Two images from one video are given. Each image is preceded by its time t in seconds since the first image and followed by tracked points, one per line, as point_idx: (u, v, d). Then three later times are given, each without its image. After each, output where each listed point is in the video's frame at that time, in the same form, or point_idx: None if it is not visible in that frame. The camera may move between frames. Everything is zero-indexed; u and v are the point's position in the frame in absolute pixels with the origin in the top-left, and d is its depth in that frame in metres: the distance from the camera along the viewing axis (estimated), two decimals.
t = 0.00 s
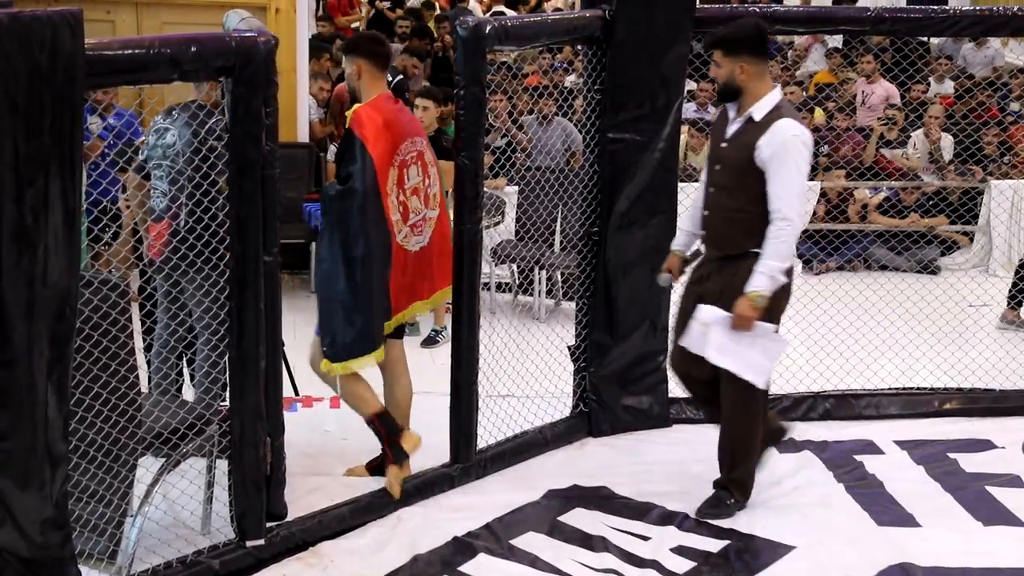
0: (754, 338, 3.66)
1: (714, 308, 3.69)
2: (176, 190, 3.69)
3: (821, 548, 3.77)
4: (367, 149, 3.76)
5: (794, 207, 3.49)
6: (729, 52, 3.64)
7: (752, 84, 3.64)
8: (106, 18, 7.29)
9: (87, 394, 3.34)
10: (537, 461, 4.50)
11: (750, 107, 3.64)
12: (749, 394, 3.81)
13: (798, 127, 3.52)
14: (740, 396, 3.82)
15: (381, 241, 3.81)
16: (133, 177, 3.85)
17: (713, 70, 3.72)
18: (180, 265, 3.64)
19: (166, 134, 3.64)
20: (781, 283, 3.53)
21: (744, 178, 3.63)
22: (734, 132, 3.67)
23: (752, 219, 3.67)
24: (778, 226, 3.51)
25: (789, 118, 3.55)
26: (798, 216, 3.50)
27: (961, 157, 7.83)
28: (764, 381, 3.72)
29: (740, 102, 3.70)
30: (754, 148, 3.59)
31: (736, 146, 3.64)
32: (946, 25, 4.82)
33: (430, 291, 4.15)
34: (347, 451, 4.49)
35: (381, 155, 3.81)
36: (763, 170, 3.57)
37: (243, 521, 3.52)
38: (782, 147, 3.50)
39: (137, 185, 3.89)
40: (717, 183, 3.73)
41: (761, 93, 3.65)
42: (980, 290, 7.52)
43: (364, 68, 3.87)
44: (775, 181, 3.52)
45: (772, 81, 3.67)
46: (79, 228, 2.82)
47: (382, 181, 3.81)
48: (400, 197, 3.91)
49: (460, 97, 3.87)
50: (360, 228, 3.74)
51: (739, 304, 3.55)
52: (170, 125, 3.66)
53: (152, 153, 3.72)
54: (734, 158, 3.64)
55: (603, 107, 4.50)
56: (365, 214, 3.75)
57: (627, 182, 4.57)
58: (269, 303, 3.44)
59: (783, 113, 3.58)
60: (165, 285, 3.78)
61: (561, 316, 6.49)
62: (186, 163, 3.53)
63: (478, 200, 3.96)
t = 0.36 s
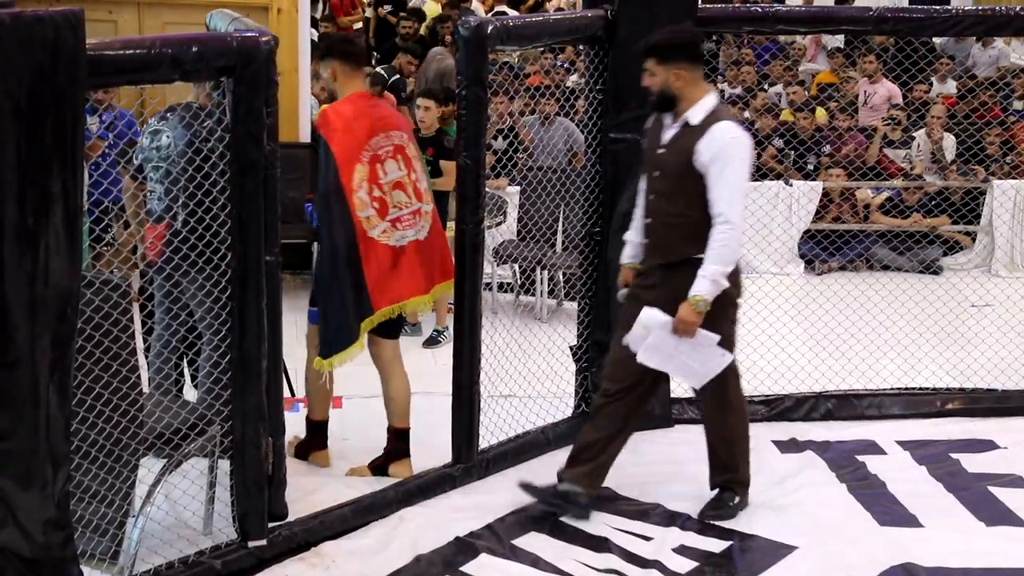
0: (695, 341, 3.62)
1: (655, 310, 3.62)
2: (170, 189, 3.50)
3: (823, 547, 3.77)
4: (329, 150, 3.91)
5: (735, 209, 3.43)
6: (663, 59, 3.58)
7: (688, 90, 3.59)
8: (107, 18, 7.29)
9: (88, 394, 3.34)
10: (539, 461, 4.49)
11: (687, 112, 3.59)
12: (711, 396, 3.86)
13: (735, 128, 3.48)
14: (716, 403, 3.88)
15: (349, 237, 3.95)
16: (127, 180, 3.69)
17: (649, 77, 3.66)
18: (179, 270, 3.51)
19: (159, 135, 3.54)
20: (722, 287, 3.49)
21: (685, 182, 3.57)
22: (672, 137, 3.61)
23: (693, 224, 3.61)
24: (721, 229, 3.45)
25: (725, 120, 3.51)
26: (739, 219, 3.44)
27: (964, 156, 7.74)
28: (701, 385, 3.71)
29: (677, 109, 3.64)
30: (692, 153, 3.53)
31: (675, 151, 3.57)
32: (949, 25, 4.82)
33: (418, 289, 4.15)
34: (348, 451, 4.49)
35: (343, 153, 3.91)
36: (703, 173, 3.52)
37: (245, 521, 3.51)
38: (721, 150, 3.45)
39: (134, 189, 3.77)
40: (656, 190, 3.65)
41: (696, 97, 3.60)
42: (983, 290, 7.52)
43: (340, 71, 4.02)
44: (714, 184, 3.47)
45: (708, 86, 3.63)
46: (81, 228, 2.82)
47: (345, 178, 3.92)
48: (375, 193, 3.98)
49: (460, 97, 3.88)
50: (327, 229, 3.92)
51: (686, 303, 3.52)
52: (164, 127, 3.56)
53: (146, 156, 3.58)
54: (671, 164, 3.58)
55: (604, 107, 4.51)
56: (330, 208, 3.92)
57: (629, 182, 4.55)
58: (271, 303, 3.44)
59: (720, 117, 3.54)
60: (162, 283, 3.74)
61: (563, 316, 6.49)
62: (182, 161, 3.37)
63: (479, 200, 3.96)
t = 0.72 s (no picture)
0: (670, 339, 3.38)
1: (615, 330, 3.41)
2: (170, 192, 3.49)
3: (826, 547, 3.76)
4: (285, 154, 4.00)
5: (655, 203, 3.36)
6: (565, 58, 3.46)
7: (592, 87, 3.46)
8: (109, 18, 7.30)
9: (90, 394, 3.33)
10: (541, 460, 4.50)
11: (592, 107, 3.45)
12: (614, 412, 3.58)
13: (642, 123, 3.39)
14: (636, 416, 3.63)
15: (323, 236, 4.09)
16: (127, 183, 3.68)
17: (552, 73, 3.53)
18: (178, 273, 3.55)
19: (157, 138, 3.51)
20: (666, 279, 3.35)
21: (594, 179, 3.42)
22: (579, 134, 3.47)
23: (603, 222, 3.48)
24: (642, 224, 3.34)
25: (629, 115, 3.40)
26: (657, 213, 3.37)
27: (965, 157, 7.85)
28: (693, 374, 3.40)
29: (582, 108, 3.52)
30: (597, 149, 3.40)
31: (582, 148, 3.43)
32: (951, 25, 4.81)
33: (393, 271, 4.34)
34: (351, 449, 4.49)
35: (303, 154, 4.01)
36: (612, 169, 3.39)
37: (248, 521, 3.52)
38: (629, 145, 3.35)
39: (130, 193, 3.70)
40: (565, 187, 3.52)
41: (600, 93, 3.47)
42: (985, 289, 7.51)
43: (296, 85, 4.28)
44: (626, 181, 3.37)
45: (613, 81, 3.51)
46: (83, 228, 2.82)
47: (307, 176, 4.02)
48: (341, 183, 4.10)
49: (462, 97, 3.87)
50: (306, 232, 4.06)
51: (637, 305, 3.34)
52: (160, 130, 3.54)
53: (141, 158, 3.55)
54: (578, 161, 3.44)
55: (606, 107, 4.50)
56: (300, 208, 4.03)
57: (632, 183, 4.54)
58: (274, 303, 3.44)
59: (625, 112, 3.43)
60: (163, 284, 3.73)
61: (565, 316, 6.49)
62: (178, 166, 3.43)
63: (482, 199, 3.96)
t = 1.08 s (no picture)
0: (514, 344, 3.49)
1: (472, 311, 3.53)
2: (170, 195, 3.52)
3: (829, 547, 3.76)
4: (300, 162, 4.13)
5: (551, 208, 3.32)
6: (503, 53, 3.51)
7: (523, 85, 3.48)
8: (111, 17, 7.30)
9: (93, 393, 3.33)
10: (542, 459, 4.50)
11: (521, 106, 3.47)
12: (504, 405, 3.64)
13: (558, 127, 3.35)
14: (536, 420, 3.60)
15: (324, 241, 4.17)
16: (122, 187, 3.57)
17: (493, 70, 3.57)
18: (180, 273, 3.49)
19: (155, 139, 3.58)
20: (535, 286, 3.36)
21: (506, 177, 3.43)
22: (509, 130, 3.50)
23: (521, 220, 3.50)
24: (532, 227, 3.33)
25: (548, 116, 3.38)
26: (552, 219, 3.33)
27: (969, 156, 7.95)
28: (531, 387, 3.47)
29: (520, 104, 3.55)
30: (511, 148, 3.40)
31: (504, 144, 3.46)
32: (953, 25, 4.81)
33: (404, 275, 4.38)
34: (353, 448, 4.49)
35: (318, 154, 4.12)
36: (520, 170, 3.39)
37: (250, 520, 3.52)
38: (537, 146, 3.32)
39: (126, 198, 3.59)
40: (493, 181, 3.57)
41: (535, 93, 3.49)
42: (987, 289, 7.50)
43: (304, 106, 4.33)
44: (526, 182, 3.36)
45: (550, 81, 3.50)
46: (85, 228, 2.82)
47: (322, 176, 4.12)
48: (353, 185, 4.17)
49: (464, 96, 3.86)
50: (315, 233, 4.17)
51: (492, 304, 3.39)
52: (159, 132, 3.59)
53: (138, 160, 3.63)
54: (500, 157, 3.46)
55: (609, 106, 4.48)
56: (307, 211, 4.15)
57: (634, 182, 4.56)
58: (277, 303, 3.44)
59: (549, 113, 3.41)
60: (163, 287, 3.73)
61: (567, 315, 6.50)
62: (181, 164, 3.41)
63: (483, 199, 3.96)
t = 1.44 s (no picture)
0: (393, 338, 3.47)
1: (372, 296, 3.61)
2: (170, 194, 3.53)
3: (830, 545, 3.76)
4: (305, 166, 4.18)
5: (440, 210, 3.35)
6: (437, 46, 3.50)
7: (454, 80, 3.47)
8: (112, 16, 7.30)
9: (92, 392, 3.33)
10: (543, 459, 4.49)
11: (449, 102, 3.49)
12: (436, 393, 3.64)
13: (462, 129, 3.33)
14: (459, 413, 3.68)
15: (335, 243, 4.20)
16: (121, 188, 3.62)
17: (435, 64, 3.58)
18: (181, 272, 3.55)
19: (152, 138, 3.57)
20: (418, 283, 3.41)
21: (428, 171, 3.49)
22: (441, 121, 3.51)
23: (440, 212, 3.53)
24: (421, 225, 3.38)
25: (465, 118, 3.37)
26: (439, 220, 3.35)
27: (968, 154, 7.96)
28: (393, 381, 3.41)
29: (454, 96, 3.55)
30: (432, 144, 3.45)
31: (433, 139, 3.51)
32: (953, 23, 4.81)
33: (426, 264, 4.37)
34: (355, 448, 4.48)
35: (325, 151, 4.18)
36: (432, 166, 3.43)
37: (251, 520, 3.51)
38: (441, 146, 3.34)
39: (124, 197, 3.63)
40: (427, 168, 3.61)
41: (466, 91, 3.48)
42: (988, 287, 7.49)
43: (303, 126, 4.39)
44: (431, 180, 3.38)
45: (481, 82, 3.48)
46: (85, 227, 2.82)
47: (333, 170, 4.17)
48: (361, 178, 4.20)
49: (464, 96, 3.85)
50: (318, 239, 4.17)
51: (380, 289, 3.47)
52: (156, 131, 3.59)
53: (136, 159, 3.63)
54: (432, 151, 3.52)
55: (610, 105, 4.49)
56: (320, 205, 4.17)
57: (635, 180, 4.56)
58: (278, 302, 3.44)
59: (469, 114, 3.40)
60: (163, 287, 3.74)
61: (568, 315, 6.50)
62: (181, 164, 3.41)
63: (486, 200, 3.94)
